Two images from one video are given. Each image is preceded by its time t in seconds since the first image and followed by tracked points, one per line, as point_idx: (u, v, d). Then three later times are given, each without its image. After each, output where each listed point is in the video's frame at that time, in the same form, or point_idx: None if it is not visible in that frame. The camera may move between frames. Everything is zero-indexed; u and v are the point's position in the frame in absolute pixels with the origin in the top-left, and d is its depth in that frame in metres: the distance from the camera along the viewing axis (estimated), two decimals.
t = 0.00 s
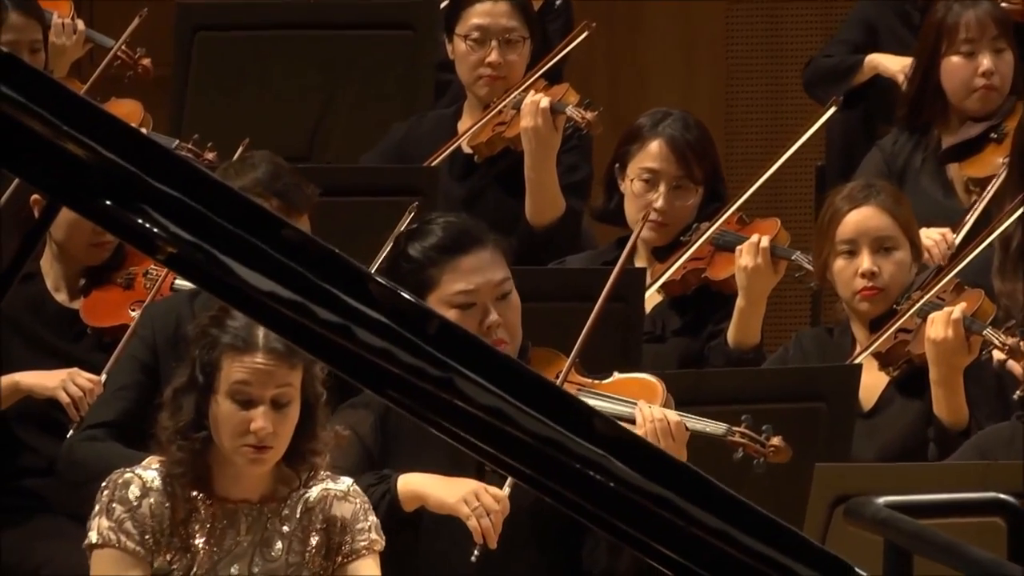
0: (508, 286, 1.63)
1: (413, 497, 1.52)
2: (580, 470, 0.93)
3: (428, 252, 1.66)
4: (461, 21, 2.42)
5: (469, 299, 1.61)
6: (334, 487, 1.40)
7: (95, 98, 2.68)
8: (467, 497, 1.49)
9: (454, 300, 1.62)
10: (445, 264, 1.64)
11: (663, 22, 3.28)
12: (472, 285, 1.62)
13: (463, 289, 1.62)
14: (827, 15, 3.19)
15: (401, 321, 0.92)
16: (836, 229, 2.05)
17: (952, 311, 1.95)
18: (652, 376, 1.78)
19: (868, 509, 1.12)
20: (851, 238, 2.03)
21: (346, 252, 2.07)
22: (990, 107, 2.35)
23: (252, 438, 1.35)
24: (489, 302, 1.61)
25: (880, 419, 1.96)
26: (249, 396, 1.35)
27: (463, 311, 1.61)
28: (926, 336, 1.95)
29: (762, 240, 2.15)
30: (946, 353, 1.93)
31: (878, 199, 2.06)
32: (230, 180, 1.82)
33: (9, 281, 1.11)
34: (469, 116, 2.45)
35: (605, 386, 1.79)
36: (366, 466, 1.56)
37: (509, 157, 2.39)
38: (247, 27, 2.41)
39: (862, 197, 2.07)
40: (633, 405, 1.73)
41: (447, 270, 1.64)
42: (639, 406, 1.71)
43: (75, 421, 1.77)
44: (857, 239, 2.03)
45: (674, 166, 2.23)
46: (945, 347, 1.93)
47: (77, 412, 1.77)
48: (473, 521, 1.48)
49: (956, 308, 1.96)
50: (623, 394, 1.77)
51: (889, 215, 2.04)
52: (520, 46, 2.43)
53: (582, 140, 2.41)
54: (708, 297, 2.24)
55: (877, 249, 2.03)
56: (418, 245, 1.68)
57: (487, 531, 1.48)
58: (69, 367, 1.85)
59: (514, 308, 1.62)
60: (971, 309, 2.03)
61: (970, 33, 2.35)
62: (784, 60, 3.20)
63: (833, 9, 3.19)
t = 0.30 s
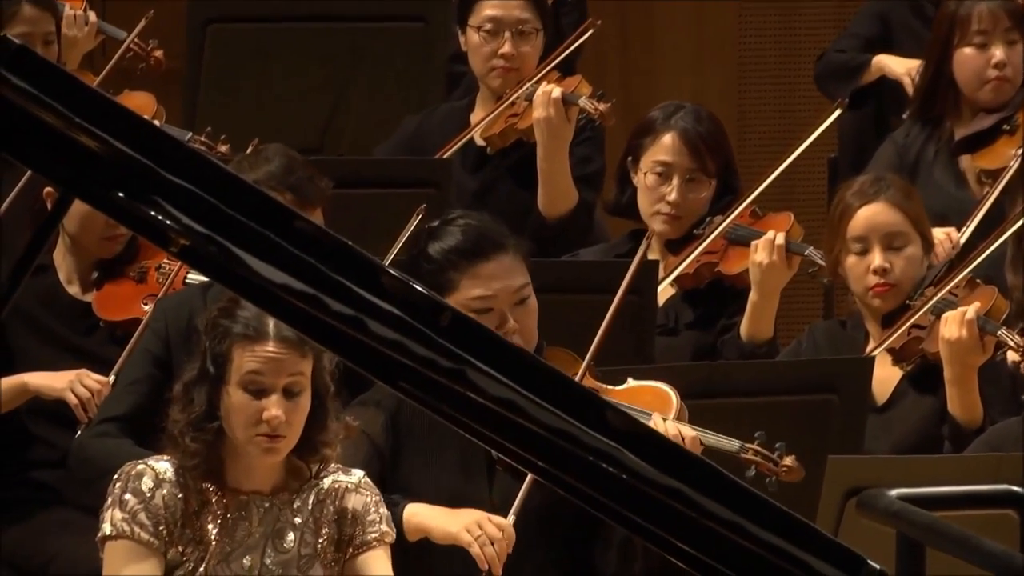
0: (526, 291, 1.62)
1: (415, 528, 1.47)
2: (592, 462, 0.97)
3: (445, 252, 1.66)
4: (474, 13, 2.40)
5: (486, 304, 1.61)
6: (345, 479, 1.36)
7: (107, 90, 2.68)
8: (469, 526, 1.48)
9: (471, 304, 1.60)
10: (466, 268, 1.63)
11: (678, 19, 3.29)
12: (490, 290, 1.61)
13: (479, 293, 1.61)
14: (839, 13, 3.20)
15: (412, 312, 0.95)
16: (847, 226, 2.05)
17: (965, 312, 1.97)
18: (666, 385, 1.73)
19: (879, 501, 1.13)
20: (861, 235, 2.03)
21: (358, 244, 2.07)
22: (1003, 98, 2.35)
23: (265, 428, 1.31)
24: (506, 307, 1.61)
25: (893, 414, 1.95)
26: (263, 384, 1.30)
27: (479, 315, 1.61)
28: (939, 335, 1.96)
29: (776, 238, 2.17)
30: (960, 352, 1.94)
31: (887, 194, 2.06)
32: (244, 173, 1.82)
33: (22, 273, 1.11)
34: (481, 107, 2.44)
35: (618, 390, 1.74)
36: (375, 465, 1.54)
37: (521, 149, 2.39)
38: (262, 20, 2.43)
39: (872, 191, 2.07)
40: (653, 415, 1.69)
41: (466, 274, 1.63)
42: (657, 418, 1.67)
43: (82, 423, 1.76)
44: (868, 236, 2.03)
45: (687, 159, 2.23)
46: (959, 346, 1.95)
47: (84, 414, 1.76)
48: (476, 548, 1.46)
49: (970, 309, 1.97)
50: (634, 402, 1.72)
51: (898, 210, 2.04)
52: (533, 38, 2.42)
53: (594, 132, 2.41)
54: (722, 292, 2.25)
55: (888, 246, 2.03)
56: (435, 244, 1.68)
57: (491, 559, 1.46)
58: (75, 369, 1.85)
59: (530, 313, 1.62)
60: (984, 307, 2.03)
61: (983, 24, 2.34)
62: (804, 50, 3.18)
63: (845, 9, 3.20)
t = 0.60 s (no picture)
0: (536, 281, 1.62)
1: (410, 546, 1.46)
2: (605, 454, 0.96)
3: (455, 244, 1.66)
4: (486, 5, 2.38)
5: (497, 294, 1.60)
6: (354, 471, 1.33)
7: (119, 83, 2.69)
8: (464, 538, 1.45)
9: (481, 295, 1.60)
10: (475, 258, 1.63)
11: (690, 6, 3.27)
12: (500, 280, 1.61)
13: (490, 284, 1.61)
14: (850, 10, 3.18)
15: (423, 303, 0.95)
16: (854, 222, 2.04)
17: (975, 307, 1.94)
18: (675, 376, 1.74)
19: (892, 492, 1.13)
20: (868, 232, 2.02)
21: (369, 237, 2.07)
22: (1013, 92, 2.33)
23: (266, 416, 1.29)
24: (517, 298, 1.60)
25: (904, 408, 1.96)
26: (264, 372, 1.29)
27: (490, 306, 1.61)
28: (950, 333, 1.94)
29: (786, 240, 2.17)
30: (971, 350, 1.92)
31: (892, 189, 2.05)
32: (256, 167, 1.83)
33: (33, 267, 1.11)
34: (492, 98, 2.43)
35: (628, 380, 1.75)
36: (385, 461, 1.52)
37: (533, 142, 2.38)
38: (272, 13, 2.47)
39: (877, 186, 2.06)
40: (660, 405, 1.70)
41: (476, 265, 1.63)
42: (663, 408, 1.68)
43: (89, 425, 1.77)
44: (875, 232, 2.02)
45: (695, 157, 2.22)
46: (971, 344, 1.92)
47: (91, 415, 1.77)
48: (469, 557, 1.43)
49: (979, 304, 1.94)
50: (642, 392, 1.73)
51: (904, 205, 2.02)
52: (545, 30, 2.39)
53: (606, 124, 2.40)
54: (731, 289, 2.24)
55: (896, 241, 2.01)
56: (445, 235, 1.68)
57: (484, 569, 1.43)
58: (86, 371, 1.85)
59: (541, 303, 1.61)
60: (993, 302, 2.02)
61: (994, 18, 2.33)
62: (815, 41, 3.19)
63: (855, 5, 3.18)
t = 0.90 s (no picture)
0: (543, 263, 1.62)
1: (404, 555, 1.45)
2: (616, 447, 0.97)
3: (461, 228, 1.65)
4: None
5: (505, 275, 1.61)
6: (362, 464, 1.33)
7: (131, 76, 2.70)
8: (457, 539, 1.44)
9: (489, 277, 1.61)
10: (480, 239, 1.63)
11: None
12: (507, 260, 1.61)
13: (497, 266, 1.61)
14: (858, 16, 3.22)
15: (434, 296, 0.95)
16: (862, 213, 2.05)
17: (981, 295, 1.95)
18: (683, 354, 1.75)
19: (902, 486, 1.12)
20: (877, 221, 2.02)
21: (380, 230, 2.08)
22: None
23: (271, 404, 1.28)
24: (524, 279, 1.61)
25: (913, 398, 1.95)
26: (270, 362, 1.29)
27: (499, 286, 1.61)
28: (956, 322, 1.94)
29: (795, 235, 2.15)
30: (978, 338, 1.93)
31: (901, 180, 2.05)
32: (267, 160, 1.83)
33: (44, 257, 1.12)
34: (503, 93, 2.43)
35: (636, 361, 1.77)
36: (396, 454, 1.51)
37: (543, 136, 2.39)
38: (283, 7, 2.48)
39: (886, 177, 2.07)
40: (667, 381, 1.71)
41: (480, 246, 1.62)
42: (672, 384, 1.69)
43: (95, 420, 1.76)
44: (884, 221, 2.02)
45: (704, 149, 2.22)
46: (977, 331, 1.93)
47: (97, 411, 1.76)
48: (462, 556, 1.42)
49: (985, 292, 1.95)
50: (651, 371, 1.74)
51: (913, 194, 2.03)
52: (555, 24, 2.39)
53: (616, 118, 2.40)
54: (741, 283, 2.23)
55: (904, 231, 2.01)
56: (450, 221, 1.66)
57: (478, 568, 1.42)
58: (88, 367, 1.85)
59: (549, 284, 1.62)
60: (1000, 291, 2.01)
61: (1004, 9, 2.26)
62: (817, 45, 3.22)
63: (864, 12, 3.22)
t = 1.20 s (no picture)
0: (549, 249, 1.61)
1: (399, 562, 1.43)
2: (626, 439, 0.97)
3: (467, 217, 1.65)
4: None
5: (512, 263, 1.60)
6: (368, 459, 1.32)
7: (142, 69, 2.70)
8: (452, 543, 1.43)
9: (496, 264, 1.61)
10: (486, 228, 1.63)
11: None
12: (514, 248, 1.61)
13: (504, 252, 1.61)
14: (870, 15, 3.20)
15: (445, 289, 0.95)
16: (875, 199, 2.05)
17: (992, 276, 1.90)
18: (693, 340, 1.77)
19: (913, 478, 1.11)
20: (890, 208, 2.02)
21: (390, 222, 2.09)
22: None
23: (284, 395, 1.28)
24: (531, 265, 1.60)
25: (922, 389, 1.94)
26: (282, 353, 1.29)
27: (507, 273, 1.60)
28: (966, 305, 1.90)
29: (804, 220, 2.13)
30: (988, 320, 1.89)
31: (915, 168, 2.05)
32: (278, 150, 1.83)
33: (54, 251, 1.11)
34: (513, 87, 2.43)
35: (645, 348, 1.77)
36: (406, 450, 1.52)
37: (553, 130, 2.37)
38: None
39: (900, 165, 2.06)
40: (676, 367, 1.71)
41: (486, 234, 1.63)
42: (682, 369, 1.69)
43: (100, 412, 1.74)
44: (896, 208, 2.02)
45: (716, 136, 2.23)
46: (987, 314, 1.89)
47: (102, 403, 1.73)
48: (457, 556, 1.40)
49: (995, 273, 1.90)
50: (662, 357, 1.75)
51: (927, 182, 2.03)
52: (564, 17, 2.38)
53: (626, 111, 2.39)
54: (750, 270, 2.22)
55: (916, 218, 2.01)
56: (457, 211, 1.67)
57: (474, 568, 1.41)
58: (93, 359, 1.85)
59: (557, 269, 1.61)
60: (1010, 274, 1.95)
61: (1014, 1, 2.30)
62: (828, 42, 3.20)
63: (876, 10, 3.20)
